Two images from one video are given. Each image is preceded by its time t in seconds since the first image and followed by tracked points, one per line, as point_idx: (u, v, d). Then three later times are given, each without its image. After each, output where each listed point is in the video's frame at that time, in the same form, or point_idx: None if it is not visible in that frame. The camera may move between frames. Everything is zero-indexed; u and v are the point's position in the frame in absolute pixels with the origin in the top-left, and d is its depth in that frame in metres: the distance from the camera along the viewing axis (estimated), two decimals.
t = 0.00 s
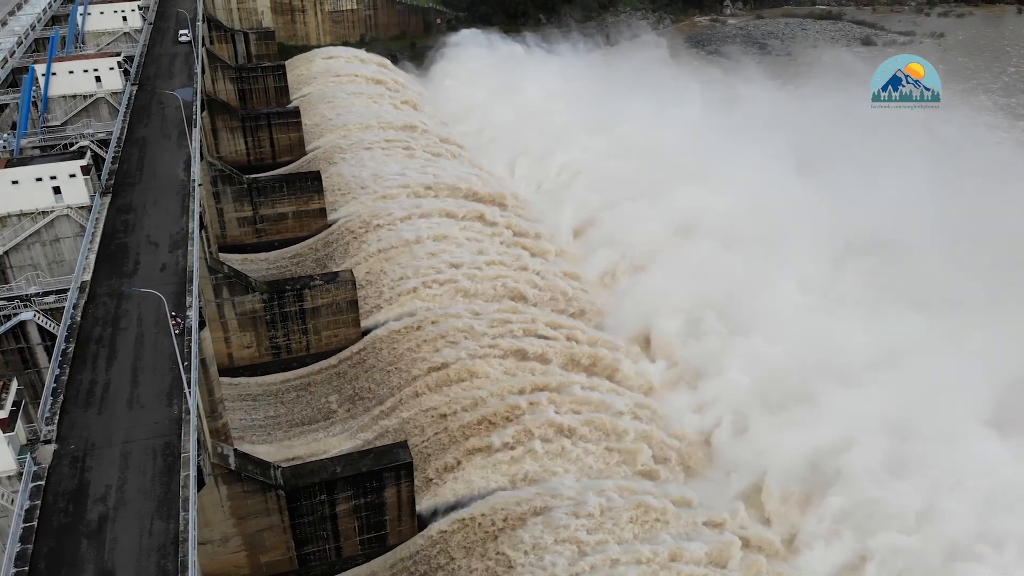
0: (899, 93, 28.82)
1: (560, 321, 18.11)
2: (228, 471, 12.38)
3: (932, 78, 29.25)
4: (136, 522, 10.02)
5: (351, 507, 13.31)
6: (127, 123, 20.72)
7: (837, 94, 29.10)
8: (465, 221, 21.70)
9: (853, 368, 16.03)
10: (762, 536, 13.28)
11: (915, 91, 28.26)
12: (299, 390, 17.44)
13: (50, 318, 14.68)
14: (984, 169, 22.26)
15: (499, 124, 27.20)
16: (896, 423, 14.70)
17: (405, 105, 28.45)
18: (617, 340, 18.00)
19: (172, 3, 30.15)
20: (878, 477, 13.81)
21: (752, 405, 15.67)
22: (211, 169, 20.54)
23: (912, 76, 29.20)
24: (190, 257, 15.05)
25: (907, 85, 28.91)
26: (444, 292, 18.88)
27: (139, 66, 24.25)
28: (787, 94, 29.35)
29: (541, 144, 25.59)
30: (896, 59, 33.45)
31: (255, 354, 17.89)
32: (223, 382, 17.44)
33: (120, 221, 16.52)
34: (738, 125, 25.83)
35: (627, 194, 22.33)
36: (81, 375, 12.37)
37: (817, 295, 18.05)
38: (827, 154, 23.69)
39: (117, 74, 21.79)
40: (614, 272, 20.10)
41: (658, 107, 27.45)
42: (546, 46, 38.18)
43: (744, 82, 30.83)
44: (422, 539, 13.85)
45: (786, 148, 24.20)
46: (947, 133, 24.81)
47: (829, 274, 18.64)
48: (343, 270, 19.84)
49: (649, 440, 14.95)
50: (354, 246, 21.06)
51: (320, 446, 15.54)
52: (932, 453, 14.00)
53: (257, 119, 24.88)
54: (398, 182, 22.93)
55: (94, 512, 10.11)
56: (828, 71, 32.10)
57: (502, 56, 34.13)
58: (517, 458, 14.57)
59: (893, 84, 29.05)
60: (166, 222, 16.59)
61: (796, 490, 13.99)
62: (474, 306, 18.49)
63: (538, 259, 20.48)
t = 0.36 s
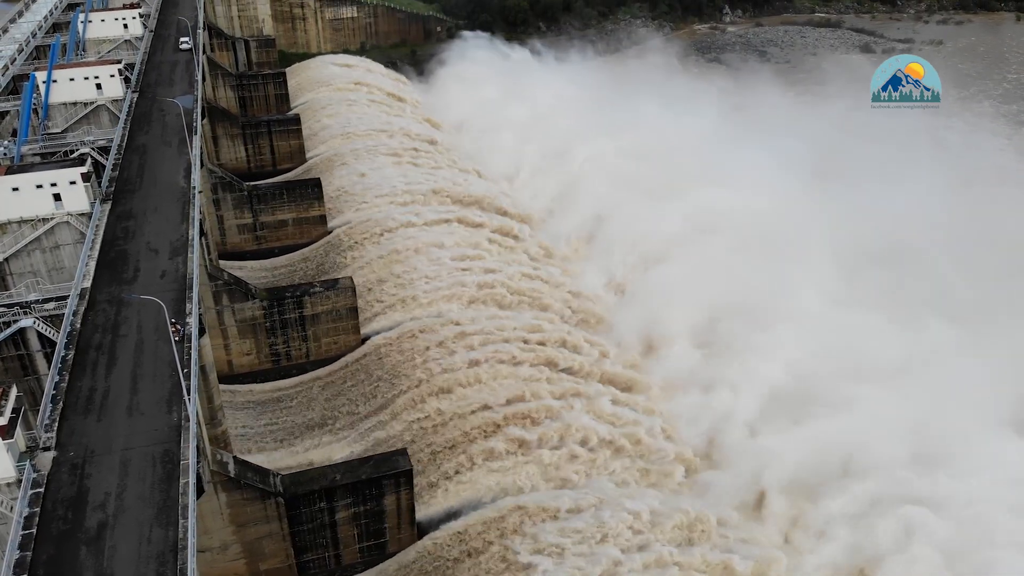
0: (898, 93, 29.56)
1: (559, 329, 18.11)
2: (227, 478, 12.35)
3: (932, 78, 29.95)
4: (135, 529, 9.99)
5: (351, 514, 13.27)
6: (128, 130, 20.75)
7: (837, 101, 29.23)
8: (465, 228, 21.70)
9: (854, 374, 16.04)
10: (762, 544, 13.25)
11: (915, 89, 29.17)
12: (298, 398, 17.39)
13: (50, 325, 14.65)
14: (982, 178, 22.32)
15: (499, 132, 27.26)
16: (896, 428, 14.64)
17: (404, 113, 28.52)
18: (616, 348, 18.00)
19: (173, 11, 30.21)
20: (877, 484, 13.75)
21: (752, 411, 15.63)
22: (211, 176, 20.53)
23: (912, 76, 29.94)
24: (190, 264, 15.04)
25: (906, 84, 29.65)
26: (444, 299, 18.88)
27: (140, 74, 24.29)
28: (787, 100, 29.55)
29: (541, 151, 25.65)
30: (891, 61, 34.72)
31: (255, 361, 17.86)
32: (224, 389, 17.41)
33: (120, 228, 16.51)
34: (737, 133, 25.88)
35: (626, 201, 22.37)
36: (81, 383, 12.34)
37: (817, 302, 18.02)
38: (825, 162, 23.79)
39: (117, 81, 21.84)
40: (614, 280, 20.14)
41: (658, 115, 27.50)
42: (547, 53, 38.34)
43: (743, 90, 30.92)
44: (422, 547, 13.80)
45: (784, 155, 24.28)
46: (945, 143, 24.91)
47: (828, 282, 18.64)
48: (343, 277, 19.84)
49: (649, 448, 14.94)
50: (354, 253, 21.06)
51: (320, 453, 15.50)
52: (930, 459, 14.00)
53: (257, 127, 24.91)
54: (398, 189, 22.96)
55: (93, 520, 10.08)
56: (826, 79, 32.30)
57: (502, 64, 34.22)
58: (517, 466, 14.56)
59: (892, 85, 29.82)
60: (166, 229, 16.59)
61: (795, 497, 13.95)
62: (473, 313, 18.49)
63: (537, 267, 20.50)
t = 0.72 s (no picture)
0: (898, 92, 30.45)
1: (559, 336, 18.09)
2: (226, 485, 12.32)
3: (931, 77, 30.84)
4: (134, 537, 9.96)
5: (350, 522, 13.23)
6: (128, 137, 20.78)
7: (837, 109, 29.29)
8: (465, 235, 21.69)
9: (856, 384, 16.03)
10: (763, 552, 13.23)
11: (915, 87, 30.16)
12: (298, 405, 17.35)
13: (50, 332, 14.61)
14: (981, 187, 22.38)
15: (500, 139, 27.29)
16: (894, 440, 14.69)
17: (405, 120, 28.56)
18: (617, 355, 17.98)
19: (173, 18, 30.25)
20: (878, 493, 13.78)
21: (752, 419, 15.62)
22: (211, 184, 20.52)
23: (912, 75, 30.82)
24: (190, 271, 15.04)
25: (905, 84, 30.52)
26: (444, 306, 18.86)
27: (141, 81, 24.34)
28: (786, 108, 29.61)
29: (541, 158, 25.70)
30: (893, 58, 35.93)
31: (254, 368, 17.83)
32: (223, 396, 17.36)
33: (120, 235, 16.50)
34: (737, 141, 25.91)
35: (627, 209, 22.42)
36: (80, 389, 12.32)
37: (817, 309, 18.05)
38: (826, 170, 23.84)
39: (118, 89, 21.88)
40: (614, 288, 20.17)
41: (658, 123, 27.53)
42: (547, 60, 38.46)
43: (742, 97, 31.03)
44: (420, 555, 13.75)
45: (785, 162, 24.32)
46: (945, 151, 24.94)
47: (828, 289, 18.66)
48: (343, 284, 19.83)
49: (649, 455, 14.90)
50: (354, 260, 21.06)
51: (320, 460, 15.44)
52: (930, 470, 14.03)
53: (257, 134, 24.94)
54: (399, 196, 22.96)
55: (93, 527, 10.06)
56: (826, 87, 32.39)
57: (502, 72, 34.29)
58: (517, 472, 14.52)
59: (892, 84, 30.74)
60: (166, 236, 16.60)
61: (796, 506, 13.96)
62: (474, 319, 18.47)
63: (536, 272, 20.51)
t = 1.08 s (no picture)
0: (900, 93, 31.36)
1: (559, 343, 18.09)
2: (226, 493, 12.29)
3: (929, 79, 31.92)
4: (133, 544, 9.94)
5: (349, 529, 13.19)
6: (129, 144, 20.82)
7: (837, 117, 29.40)
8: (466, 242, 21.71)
9: (857, 391, 16.03)
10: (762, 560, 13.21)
11: (916, 87, 31.25)
12: (298, 412, 17.29)
13: (49, 339, 14.69)
14: (981, 195, 22.44)
15: (500, 147, 27.34)
16: (895, 446, 14.71)
17: (406, 127, 28.61)
18: (618, 362, 17.95)
19: (174, 25, 30.31)
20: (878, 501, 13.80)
21: (752, 426, 15.61)
22: (211, 191, 20.52)
23: (911, 76, 31.84)
24: (191, 278, 15.05)
25: (906, 84, 31.45)
26: (444, 313, 18.85)
27: (142, 88, 24.39)
28: (786, 116, 29.70)
29: (541, 166, 25.75)
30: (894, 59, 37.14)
31: (254, 375, 17.79)
32: (222, 403, 17.32)
33: (120, 241, 16.52)
34: (737, 149, 25.95)
35: (627, 216, 22.47)
36: (80, 396, 12.31)
37: (818, 316, 18.06)
38: (825, 177, 23.88)
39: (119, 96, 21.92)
40: (614, 294, 20.19)
41: (658, 131, 27.61)
42: (548, 68, 38.59)
43: (742, 105, 31.13)
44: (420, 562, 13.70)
45: (784, 170, 24.38)
46: (944, 159, 25.00)
47: (829, 296, 18.68)
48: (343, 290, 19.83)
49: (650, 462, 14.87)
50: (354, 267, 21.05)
51: (319, 467, 15.41)
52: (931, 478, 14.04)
53: (258, 141, 24.95)
54: (399, 203, 22.96)
55: (92, 534, 10.03)
56: (826, 95, 32.51)
57: (503, 79, 34.39)
58: (517, 479, 14.48)
59: (894, 85, 31.62)
60: (166, 243, 16.61)
61: (796, 513, 13.97)
62: (474, 325, 18.46)
63: (536, 278, 20.52)
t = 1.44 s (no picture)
0: (902, 92, 32.48)
1: (559, 350, 18.07)
2: (225, 500, 12.26)
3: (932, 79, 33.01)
4: (132, 551, 9.91)
5: (349, 537, 13.14)
6: (129, 151, 20.85)
7: (836, 124, 29.47)
8: (465, 249, 21.73)
9: (855, 397, 16.03)
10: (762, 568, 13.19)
11: (916, 88, 32.32)
12: (297, 419, 17.26)
13: (49, 346, 14.62)
14: (981, 202, 22.46)
15: (500, 153, 27.38)
16: (896, 451, 14.67)
17: (407, 135, 28.64)
18: (618, 369, 17.94)
19: (175, 33, 30.39)
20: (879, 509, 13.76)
21: (752, 434, 15.58)
22: (211, 198, 20.52)
23: (913, 76, 32.92)
24: (191, 285, 15.05)
25: (908, 85, 32.55)
26: (444, 320, 18.84)
27: (143, 96, 24.44)
28: (785, 122, 29.76)
29: (541, 172, 25.78)
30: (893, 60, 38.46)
31: (253, 383, 17.75)
32: (221, 410, 17.27)
33: (120, 248, 16.52)
34: (737, 156, 25.95)
35: (627, 223, 22.50)
36: (79, 403, 12.29)
37: (818, 323, 18.06)
38: (825, 184, 23.91)
39: (120, 104, 21.97)
40: (614, 301, 20.19)
41: (658, 139, 27.65)
42: (547, 75, 38.71)
43: (742, 112, 31.20)
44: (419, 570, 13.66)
45: (783, 176, 24.40)
46: (944, 166, 25.00)
47: (830, 302, 18.66)
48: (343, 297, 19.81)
49: (651, 470, 14.83)
50: (355, 273, 21.03)
51: (319, 475, 15.37)
52: (931, 485, 14.01)
53: (258, 148, 24.97)
54: (399, 210, 22.97)
55: (90, 542, 10.00)
56: (825, 102, 32.61)
57: (503, 87, 34.46)
58: (517, 486, 14.44)
59: (896, 85, 32.74)
60: (166, 250, 16.62)
61: (795, 521, 13.96)
62: (474, 332, 18.44)
63: (537, 285, 20.51)
